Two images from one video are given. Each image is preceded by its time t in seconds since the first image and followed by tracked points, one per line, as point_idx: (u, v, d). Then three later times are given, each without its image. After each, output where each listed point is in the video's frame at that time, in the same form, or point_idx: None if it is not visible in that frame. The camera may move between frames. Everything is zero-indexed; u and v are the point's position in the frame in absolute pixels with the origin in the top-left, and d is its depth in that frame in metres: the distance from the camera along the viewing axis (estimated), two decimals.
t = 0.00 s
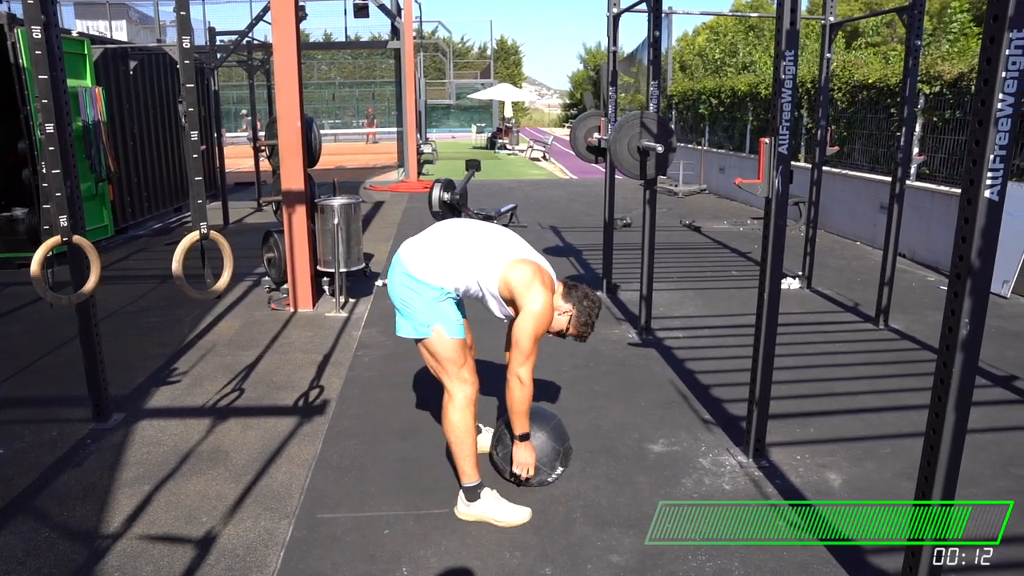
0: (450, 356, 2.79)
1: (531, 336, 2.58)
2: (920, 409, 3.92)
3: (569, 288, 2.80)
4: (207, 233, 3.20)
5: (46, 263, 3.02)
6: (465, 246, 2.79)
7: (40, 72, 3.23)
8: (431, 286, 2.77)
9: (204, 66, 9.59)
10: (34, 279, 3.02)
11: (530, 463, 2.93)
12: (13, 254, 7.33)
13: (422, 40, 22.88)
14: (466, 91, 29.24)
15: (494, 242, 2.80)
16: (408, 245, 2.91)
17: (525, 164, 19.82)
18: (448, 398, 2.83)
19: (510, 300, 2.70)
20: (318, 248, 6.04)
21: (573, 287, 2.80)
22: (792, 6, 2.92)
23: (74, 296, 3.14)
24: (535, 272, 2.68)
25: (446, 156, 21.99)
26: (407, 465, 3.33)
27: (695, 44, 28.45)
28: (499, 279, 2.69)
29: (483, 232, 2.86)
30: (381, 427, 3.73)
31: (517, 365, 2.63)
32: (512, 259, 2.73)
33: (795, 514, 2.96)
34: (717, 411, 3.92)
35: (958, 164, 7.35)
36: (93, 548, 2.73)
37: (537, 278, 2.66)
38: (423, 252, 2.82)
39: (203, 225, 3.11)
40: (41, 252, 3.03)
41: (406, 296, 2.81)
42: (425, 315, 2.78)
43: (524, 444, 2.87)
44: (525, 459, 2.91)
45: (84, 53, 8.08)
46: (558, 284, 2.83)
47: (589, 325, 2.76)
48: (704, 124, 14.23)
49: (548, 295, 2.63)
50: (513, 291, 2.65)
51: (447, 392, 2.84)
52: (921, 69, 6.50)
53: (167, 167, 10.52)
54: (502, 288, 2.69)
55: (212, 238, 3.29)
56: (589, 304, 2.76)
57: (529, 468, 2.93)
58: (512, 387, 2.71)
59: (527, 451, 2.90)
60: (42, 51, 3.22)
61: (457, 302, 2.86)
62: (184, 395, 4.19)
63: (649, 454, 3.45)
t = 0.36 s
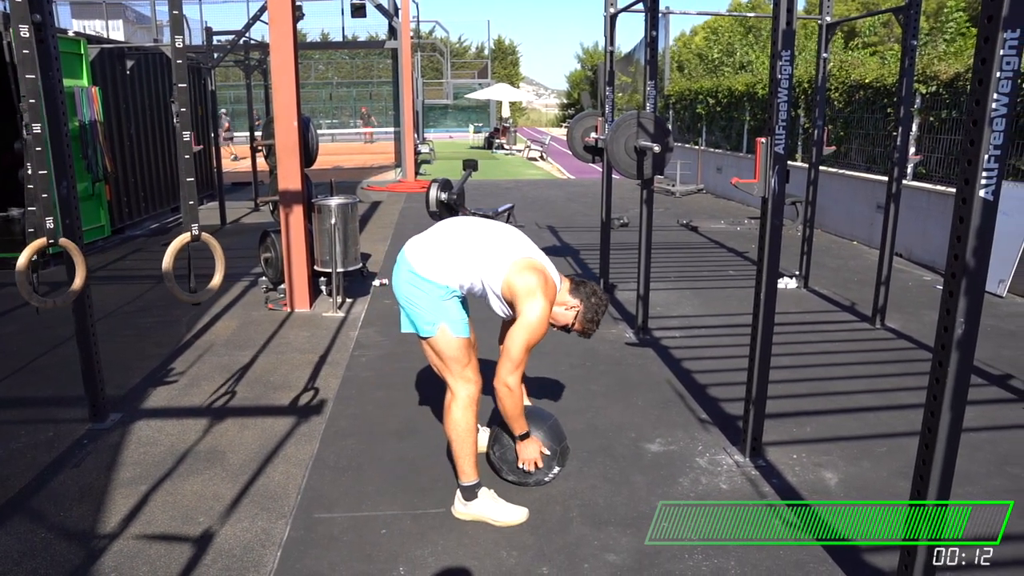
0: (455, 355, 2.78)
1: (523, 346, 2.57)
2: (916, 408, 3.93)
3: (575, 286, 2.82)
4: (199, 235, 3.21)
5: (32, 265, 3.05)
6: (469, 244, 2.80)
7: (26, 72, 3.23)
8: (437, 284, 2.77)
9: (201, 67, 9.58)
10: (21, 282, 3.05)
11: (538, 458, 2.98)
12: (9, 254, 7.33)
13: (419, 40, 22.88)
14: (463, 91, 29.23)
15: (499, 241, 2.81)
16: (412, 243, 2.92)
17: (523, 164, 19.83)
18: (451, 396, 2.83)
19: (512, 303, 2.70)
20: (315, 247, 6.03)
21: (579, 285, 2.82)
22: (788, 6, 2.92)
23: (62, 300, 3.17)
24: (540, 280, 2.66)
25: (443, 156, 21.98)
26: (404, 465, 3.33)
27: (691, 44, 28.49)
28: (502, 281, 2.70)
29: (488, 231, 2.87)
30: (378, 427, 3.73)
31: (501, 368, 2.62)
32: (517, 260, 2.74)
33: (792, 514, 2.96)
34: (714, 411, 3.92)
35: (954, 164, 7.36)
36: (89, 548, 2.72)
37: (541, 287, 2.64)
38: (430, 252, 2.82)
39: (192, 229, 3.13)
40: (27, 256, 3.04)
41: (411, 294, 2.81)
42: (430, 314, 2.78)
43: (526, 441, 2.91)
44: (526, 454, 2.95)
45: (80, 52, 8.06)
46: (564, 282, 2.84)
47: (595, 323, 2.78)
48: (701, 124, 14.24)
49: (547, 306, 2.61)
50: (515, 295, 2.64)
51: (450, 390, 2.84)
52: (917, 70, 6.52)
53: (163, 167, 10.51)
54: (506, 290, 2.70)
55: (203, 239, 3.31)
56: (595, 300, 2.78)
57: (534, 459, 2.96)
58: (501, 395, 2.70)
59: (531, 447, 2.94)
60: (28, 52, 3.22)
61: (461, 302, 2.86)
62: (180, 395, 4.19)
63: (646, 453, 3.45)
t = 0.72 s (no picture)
0: (458, 355, 2.80)
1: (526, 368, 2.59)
2: (913, 408, 3.93)
3: (570, 303, 2.83)
4: (195, 235, 3.23)
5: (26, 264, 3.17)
6: (472, 249, 2.80)
7: (20, 71, 3.20)
8: (439, 282, 2.77)
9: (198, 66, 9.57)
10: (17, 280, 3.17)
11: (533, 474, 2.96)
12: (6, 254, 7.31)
13: (417, 40, 22.88)
14: (461, 91, 29.24)
15: (504, 248, 2.81)
16: (418, 242, 2.92)
17: (521, 164, 19.85)
18: (454, 394, 2.83)
19: (511, 317, 2.69)
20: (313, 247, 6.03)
21: (574, 302, 2.83)
22: (785, 7, 2.93)
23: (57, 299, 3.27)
24: (541, 300, 2.66)
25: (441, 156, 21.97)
26: (402, 465, 3.33)
27: (689, 44, 28.52)
28: (502, 297, 2.68)
29: (491, 236, 2.88)
30: (376, 427, 3.73)
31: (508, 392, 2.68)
32: (519, 276, 2.71)
33: (790, 513, 2.97)
34: (712, 410, 3.92)
35: (951, 164, 7.37)
36: (86, 548, 2.72)
37: (542, 307, 2.64)
38: (434, 253, 2.82)
39: (188, 229, 3.15)
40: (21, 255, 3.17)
41: (413, 293, 2.81)
42: (431, 314, 2.78)
43: (524, 465, 2.90)
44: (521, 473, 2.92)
45: (77, 52, 8.05)
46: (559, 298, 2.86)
47: (591, 338, 2.79)
48: (699, 124, 14.26)
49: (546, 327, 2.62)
50: (515, 313, 2.64)
51: (452, 388, 2.85)
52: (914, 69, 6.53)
53: (161, 167, 10.49)
54: (505, 304, 2.68)
55: (199, 239, 3.33)
56: (590, 316, 2.80)
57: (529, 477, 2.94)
58: (508, 414, 2.72)
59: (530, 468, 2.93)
60: (21, 51, 3.19)
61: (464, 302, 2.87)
62: (178, 395, 4.18)
63: (644, 453, 3.45)
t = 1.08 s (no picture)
0: (459, 354, 2.78)
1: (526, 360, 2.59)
2: (911, 408, 3.94)
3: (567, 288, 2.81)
4: (196, 233, 3.20)
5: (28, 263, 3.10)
6: (467, 249, 2.79)
7: (22, 71, 3.25)
8: (435, 284, 2.77)
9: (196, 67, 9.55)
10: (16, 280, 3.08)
11: (531, 457, 2.97)
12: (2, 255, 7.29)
13: (414, 40, 22.90)
14: (459, 91, 29.23)
15: (494, 246, 2.81)
16: (411, 244, 2.92)
17: (518, 164, 19.85)
18: (455, 392, 2.82)
19: (509, 314, 2.68)
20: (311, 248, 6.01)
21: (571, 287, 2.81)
22: (783, 6, 2.92)
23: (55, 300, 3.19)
24: (536, 291, 2.65)
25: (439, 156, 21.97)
26: (401, 465, 3.33)
27: (687, 44, 28.54)
28: (499, 294, 2.67)
29: (480, 235, 2.88)
30: (374, 427, 3.72)
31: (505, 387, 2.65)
32: (511, 272, 2.71)
33: (789, 513, 2.97)
34: (710, 411, 3.92)
35: (948, 164, 7.38)
36: (83, 550, 2.71)
37: (537, 298, 2.63)
38: (429, 253, 2.82)
39: (188, 227, 3.12)
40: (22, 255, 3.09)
41: (410, 295, 2.81)
42: (430, 314, 2.78)
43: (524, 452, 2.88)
44: (519, 459, 2.92)
45: (74, 52, 8.03)
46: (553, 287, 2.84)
47: (599, 313, 2.78)
48: (696, 124, 14.27)
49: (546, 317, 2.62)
50: (511, 308, 2.63)
51: (453, 388, 2.84)
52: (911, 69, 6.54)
53: (158, 167, 10.48)
54: (501, 302, 2.67)
55: (199, 238, 3.31)
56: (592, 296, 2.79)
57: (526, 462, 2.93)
58: (505, 407, 2.68)
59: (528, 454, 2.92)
60: (24, 51, 3.24)
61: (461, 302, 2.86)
62: (175, 396, 4.17)
63: (642, 453, 3.45)
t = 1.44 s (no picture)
0: (463, 356, 2.78)
1: (523, 265, 2.64)
2: (909, 409, 3.95)
3: (552, 200, 2.93)
4: (204, 234, 3.32)
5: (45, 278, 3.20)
6: (454, 227, 2.81)
7: (32, 73, 3.34)
8: (434, 286, 2.76)
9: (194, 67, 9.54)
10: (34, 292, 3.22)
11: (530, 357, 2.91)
12: None
13: (412, 40, 22.89)
14: (457, 91, 29.23)
15: (474, 209, 2.84)
16: (402, 250, 2.90)
17: (516, 165, 19.86)
18: (457, 395, 2.83)
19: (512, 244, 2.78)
20: (309, 250, 6.00)
21: (556, 195, 2.92)
22: (783, 8, 2.93)
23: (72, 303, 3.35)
24: (525, 211, 2.76)
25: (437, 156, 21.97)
26: (400, 468, 3.32)
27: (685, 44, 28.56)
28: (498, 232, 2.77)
29: (457, 210, 2.87)
30: (373, 429, 3.72)
31: (488, 302, 2.63)
32: (498, 211, 2.81)
33: (787, 514, 2.97)
34: (709, 412, 3.93)
35: (946, 165, 7.39)
36: (82, 553, 2.71)
37: (528, 213, 2.74)
38: (421, 250, 2.81)
39: (197, 226, 3.24)
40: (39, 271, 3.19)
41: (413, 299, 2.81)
42: (433, 317, 2.78)
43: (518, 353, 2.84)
44: (518, 362, 2.87)
45: (71, 53, 8.02)
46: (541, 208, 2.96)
47: (590, 197, 2.91)
48: (694, 124, 14.29)
49: (545, 230, 2.71)
50: (511, 235, 2.73)
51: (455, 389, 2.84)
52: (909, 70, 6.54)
53: (156, 168, 10.47)
54: (502, 237, 2.77)
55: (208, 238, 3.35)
56: (581, 194, 2.91)
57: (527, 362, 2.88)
58: (498, 313, 2.66)
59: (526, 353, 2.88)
60: (34, 54, 3.33)
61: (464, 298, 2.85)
62: (174, 398, 4.17)
63: (641, 455, 3.45)
